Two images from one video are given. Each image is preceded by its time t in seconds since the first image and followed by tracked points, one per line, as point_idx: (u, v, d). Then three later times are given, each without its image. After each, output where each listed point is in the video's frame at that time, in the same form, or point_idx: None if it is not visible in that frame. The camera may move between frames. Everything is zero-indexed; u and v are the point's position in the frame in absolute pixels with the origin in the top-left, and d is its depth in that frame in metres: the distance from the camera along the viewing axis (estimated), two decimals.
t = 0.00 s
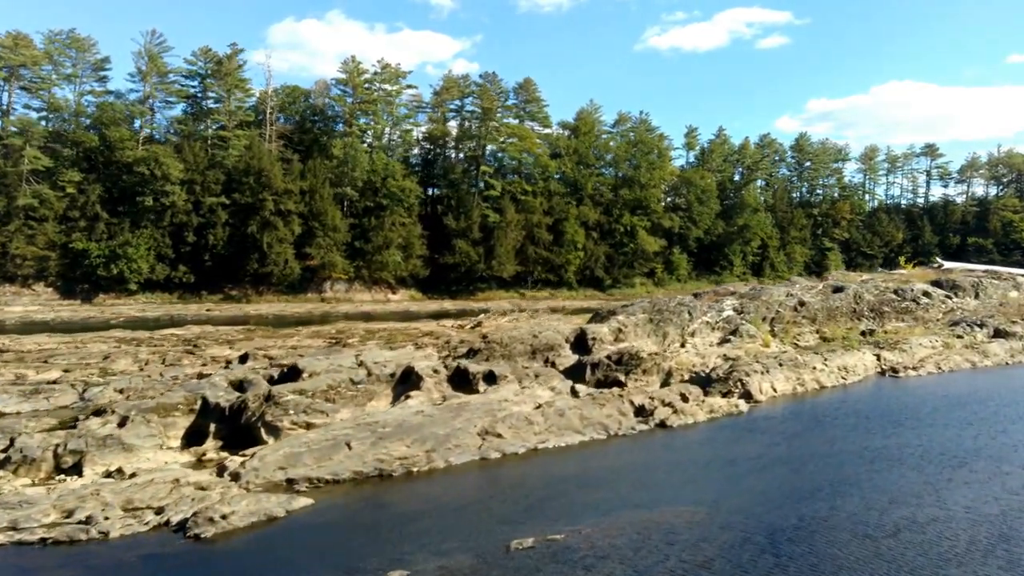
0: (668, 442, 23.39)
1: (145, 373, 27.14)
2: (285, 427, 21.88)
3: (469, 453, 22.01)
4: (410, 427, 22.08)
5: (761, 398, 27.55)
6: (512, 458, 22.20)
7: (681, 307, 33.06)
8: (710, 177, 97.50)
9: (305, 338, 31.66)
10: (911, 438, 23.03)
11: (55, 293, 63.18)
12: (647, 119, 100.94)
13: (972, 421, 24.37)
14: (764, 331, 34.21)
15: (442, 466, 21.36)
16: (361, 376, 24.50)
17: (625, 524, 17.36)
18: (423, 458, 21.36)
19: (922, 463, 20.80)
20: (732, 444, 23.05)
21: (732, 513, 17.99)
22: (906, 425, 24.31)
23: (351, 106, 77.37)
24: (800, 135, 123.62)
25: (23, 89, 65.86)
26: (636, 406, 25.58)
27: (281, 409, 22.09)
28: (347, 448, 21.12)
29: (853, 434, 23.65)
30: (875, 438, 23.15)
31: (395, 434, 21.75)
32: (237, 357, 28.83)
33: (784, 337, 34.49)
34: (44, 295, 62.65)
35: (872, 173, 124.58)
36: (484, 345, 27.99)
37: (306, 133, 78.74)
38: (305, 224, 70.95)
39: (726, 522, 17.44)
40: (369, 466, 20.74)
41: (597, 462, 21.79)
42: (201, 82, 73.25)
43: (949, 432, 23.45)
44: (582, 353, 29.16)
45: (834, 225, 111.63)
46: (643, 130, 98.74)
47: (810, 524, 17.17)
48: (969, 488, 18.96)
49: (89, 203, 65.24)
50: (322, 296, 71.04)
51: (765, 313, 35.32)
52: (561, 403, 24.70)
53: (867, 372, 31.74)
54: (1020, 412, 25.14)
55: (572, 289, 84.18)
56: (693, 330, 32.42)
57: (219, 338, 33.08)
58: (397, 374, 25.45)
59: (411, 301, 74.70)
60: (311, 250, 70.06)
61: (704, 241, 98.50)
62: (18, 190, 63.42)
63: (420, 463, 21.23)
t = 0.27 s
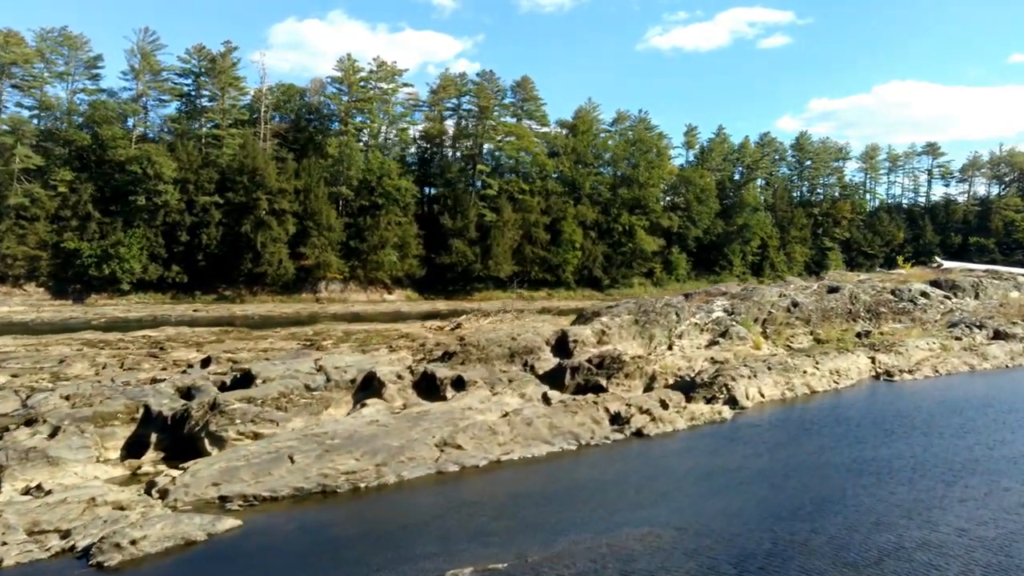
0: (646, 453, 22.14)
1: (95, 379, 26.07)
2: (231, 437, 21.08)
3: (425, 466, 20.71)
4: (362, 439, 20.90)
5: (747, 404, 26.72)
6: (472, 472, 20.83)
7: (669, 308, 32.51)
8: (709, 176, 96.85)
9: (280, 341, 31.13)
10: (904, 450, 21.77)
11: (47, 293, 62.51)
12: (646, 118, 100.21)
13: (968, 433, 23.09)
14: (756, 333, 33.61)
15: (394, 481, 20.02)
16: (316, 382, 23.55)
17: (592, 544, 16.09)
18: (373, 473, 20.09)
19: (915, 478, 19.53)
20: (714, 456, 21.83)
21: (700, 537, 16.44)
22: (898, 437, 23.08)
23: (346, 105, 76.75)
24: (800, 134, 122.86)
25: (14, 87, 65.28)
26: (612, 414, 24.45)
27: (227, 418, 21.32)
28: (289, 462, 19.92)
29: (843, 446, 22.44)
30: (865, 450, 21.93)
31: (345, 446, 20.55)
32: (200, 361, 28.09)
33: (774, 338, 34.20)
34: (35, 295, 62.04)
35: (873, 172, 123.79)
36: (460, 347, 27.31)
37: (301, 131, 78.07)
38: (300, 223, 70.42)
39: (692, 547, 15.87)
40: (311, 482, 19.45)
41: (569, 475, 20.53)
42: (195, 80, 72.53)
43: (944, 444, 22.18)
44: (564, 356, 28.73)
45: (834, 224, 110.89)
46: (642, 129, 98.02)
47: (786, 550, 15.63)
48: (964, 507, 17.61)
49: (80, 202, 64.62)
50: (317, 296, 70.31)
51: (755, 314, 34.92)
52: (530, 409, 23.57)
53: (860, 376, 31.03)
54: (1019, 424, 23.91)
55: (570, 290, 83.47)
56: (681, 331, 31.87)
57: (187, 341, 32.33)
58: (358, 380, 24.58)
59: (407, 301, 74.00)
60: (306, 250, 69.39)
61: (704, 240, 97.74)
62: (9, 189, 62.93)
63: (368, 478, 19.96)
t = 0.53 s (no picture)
0: (621, 464, 20.72)
1: (41, 385, 24.98)
2: (168, 449, 19.73)
3: (373, 482, 19.05)
4: (304, 452, 19.34)
5: (732, 411, 25.57)
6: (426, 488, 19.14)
7: (655, 309, 31.78)
8: (708, 175, 96.22)
9: (251, 343, 30.80)
10: (898, 462, 20.39)
11: (38, 293, 61.83)
12: (644, 117, 99.54)
13: (965, 443, 21.72)
14: (747, 335, 32.96)
15: (336, 498, 18.36)
16: (265, 390, 22.53)
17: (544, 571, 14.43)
18: (313, 489, 18.46)
19: (909, 492, 18.12)
20: (694, 468, 20.43)
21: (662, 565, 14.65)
22: (891, 447, 21.69)
23: (342, 104, 76.16)
24: (800, 134, 122.15)
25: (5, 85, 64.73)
26: (584, 423, 22.98)
27: (163, 429, 20.00)
28: (221, 477, 18.35)
29: (832, 456, 21.05)
30: (855, 462, 20.54)
31: (284, 460, 18.97)
32: (159, 365, 27.39)
33: (765, 339, 33.60)
34: (27, 295, 61.40)
35: (874, 172, 123.03)
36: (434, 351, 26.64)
37: (297, 130, 77.47)
38: (295, 223, 69.81)
39: None
40: (242, 501, 17.77)
41: (535, 488, 19.09)
42: (188, 79, 71.87)
43: (939, 455, 20.81)
44: (542, 360, 27.84)
45: (835, 224, 110.16)
46: (640, 128, 97.34)
47: None
48: (959, 530, 15.89)
49: (72, 201, 64.07)
50: (312, 296, 69.60)
51: (746, 316, 34.34)
52: (494, 419, 22.16)
53: (854, 380, 30.30)
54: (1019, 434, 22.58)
55: (568, 290, 82.77)
56: (668, 333, 31.09)
57: (154, 343, 32.02)
58: (314, 387, 23.67)
59: (403, 301, 73.31)
60: (300, 250, 68.72)
61: (703, 240, 96.99)
62: None
63: (306, 494, 18.32)
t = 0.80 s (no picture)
0: (594, 477, 19.57)
1: None
2: (95, 463, 18.37)
3: (311, 500, 17.52)
4: (237, 467, 17.79)
5: (714, 418, 24.50)
6: (371, 505, 17.68)
7: (641, 310, 31.05)
8: (708, 174, 95.52)
9: (219, 346, 30.22)
10: (889, 476, 19.23)
11: (30, 293, 61.19)
12: (644, 115, 98.81)
13: (961, 456, 20.56)
14: (737, 336, 32.29)
15: (267, 518, 16.85)
16: (209, 398, 21.28)
17: None
18: (242, 509, 16.89)
19: (899, 509, 16.97)
20: (671, 480, 19.29)
21: None
22: (883, 460, 20.54)
23: (338, 102, 75.55)
24: (801, 132, 121.39)
25: None
26: (552, 432, 21.69)
27: (90, 440, 18.65)
28: (140, 495, 16.73)
29: (818, 469, 19.92)
30: (843, 475, 19.39)
31: (213, 476, 17.40)
32: (111, 370, 26.54)
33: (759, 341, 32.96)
34: (18, 294, 60.86)
35: (875, 171, 122.25)
36: (404, 353, 26.02)
37: (291, 128, 76.85)
38: (289, 222, 69.12)
39: None
40: (160, 522, 16.16)
41: (500, 502, 17.92)
42: (182, 77, 71.27)
43: (932, 468, 19.66)
44: (519, 363, 27.26)
45: (836, 223, 109.42)
46: (640, 126, 96.63)
47: None
48: (947, 558, 14.58)
49: (64, 200, 63.60)
50: (306, 296, 68.87)
51: (736, 317, 33.81)
52: (452, 429, 20.77)
53: (846, 384, 29.52)
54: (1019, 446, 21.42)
55: (566, 290, 82.06)
56: (654, 335, 30.38)
57: (117, 346, 31.20)
58: (263, 395, 22.59)
59: (399, 301, 72.61)
60: (294, 249, 67.99)
61: (703, 240, 96.24)
62: None
63: (232, 516, 16.71)
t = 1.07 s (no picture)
0: (565, 493, 18.65)
1: None
2: (10, 478, 17.34)
3: (237, 522, 16.54)
4: (156, 487, 16.82)
5: (695, 426, 23.77)
6: (305, 527, 16.78)
7: (624, 312, 30.37)
8: (707, 173, 94.81)
9: (187, 348, 29.87)
10: (878, 492, 18.26)
11: (21, 293, 60.62)
12: (643, 114, 98.10)
13: (955, 470, 19.58)
14: (726, 338, 31.65)
15: (185, 543, 15.86)
16: (144, 407, 20.80)
17: None
18: (155, 533, 15.88)
19: (887, 531, 15.98)
20: (643, 497, 18.34)
21: None
22: (872, 474, 19.57)
23: (333, 101, 74.91)
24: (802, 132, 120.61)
25: None
26: (516, 443, 20.83)
27: (8, 456, 17.82)
28: (43, 517, 15.59)
29: (803, 484, 18.96)
30: (829, 491, 18.44)
31: (128, 496, 16.38)
32: (61, 374, 25.66)
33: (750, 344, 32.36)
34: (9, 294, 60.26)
35: (876, 170, 121.45)
36: (372, 358, 25.75)
37: (286, 127, 76.26)
38: (284, 222, 68.50)
39: None
40: (61, 549, 15.08)
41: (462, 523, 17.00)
42: (176, 75, 70.67)
43: (924, 484, 18.69)
44: (495, 367, 26.87)
45: (836, 223, 108.67)
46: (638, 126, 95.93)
47: None
48: None
49: (56, 200, 63.10)
50: (301, 297, 68.21)
51: (727, 317, 33.26)
52: (403, 441, 19.87)
53: (839, 390, 28.84)
54: (1017, 459, 20.42)
55: (564, 290, 81.40)
56: (639, 337, 29.80)
57: (79, 348, 30.56)
58: (205, 404, 21.84)
59: (395, 301, 71.98)
60: (289, 249, 67.38)
61: (702, 239, 95.53)
62: None
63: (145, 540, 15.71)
